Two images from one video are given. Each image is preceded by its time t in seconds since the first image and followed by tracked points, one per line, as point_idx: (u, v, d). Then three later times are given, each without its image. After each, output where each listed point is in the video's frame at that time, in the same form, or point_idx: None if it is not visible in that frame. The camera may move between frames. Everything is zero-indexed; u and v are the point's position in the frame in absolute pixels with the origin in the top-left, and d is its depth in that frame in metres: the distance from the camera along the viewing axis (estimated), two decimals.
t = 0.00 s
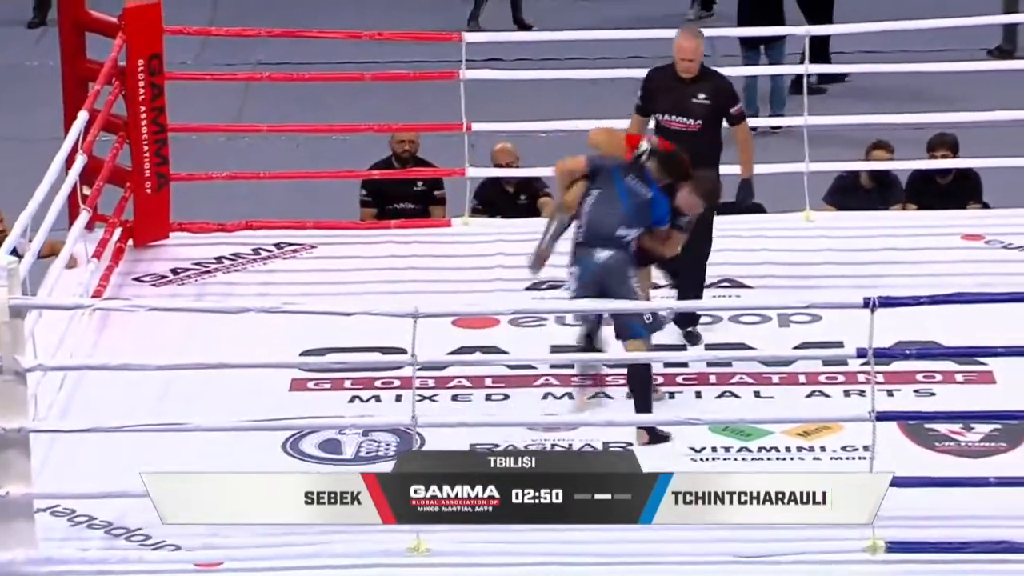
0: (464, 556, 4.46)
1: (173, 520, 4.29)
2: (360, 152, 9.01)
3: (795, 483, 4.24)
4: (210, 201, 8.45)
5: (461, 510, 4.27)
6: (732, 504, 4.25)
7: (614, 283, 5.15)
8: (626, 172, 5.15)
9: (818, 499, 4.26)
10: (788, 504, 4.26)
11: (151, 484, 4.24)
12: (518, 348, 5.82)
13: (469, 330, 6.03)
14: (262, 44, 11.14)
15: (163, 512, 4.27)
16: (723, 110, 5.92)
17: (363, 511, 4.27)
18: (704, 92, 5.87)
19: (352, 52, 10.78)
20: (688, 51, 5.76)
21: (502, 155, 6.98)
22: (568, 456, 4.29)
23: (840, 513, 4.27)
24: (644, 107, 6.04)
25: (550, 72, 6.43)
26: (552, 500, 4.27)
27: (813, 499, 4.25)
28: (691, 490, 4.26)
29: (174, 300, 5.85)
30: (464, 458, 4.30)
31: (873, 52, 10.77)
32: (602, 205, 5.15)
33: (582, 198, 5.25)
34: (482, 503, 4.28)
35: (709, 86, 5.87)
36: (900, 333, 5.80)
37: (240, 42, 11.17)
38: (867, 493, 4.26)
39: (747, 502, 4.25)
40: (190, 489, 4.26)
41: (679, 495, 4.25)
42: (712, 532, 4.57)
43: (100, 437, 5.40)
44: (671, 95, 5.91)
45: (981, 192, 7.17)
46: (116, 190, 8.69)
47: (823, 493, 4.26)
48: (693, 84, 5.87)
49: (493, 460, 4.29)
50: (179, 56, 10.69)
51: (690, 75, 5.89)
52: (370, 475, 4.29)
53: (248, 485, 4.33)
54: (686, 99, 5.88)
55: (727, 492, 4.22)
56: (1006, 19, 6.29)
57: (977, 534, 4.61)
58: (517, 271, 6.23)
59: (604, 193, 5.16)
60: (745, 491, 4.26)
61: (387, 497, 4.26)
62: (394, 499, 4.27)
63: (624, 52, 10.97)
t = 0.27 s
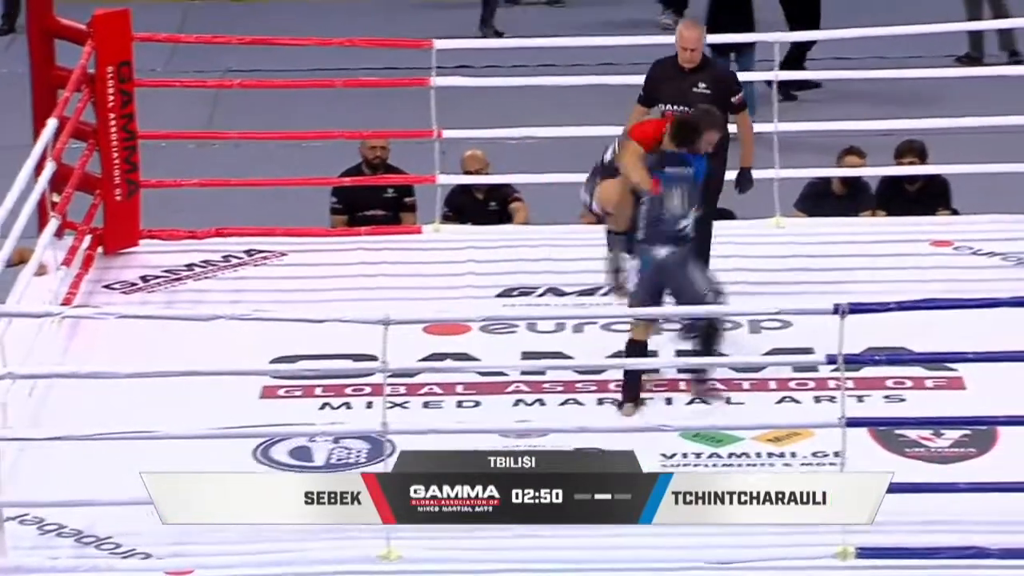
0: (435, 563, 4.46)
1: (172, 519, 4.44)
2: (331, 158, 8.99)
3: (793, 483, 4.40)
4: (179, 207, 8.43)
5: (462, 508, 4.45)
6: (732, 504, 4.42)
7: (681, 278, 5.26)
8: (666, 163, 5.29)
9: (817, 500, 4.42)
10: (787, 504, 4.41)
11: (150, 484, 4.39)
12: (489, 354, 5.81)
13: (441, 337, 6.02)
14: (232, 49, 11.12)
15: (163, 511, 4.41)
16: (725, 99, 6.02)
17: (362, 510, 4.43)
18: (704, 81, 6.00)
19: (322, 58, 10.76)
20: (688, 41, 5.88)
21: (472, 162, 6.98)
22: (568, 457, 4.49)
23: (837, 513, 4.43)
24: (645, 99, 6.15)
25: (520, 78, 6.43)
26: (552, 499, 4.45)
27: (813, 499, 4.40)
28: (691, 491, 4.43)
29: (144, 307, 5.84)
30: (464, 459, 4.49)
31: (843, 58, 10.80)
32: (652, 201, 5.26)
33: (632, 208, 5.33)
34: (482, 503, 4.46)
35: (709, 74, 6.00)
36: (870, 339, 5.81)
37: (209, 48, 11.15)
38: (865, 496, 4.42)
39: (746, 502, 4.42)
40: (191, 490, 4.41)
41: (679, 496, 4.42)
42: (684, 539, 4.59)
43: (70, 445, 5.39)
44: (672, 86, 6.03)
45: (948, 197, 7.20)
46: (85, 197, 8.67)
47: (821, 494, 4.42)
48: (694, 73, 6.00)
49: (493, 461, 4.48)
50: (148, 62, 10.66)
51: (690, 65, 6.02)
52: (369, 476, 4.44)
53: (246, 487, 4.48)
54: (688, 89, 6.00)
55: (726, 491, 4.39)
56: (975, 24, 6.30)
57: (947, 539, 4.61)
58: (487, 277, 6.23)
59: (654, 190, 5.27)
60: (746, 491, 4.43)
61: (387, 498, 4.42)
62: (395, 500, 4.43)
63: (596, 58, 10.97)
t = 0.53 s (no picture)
0: (406, 569, 4.45)
1: (173, 520, 4.38)
2: (302, 163, 8.99)
3: (794, 483, 4.33)
4: (150, 213, 8.42)
5: (461, 509, 4.35)
6: (733, 504, 4.35)
7: (717, 270, 5.44)
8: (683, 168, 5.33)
9: (818, 500, 4.34)
10: (788, 504, 4.34)
11: (151, 482, 4.36)
12: (460, 360, 5.82)
13: (412, 343, 6.02)
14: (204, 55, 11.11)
15: (162, 512, 4.36)
16: (732, 103, 6.04)
17: (363, 511, 4.34)
18: (715, 82, 6.02)
19: (294, 64, 10.76)
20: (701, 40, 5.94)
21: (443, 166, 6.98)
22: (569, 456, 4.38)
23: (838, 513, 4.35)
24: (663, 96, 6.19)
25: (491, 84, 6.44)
26: (552, 500, 4.35)
27: (815, 499, 4.32)
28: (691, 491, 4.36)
29: (114, 313, 5.82)
30: (464, 459, 4.39)
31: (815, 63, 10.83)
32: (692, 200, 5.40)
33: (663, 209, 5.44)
34: (482, 503, 4.36)
35: (720, 75, 6.02)
36: (840, 344, 5.82)
37: (181, 54, 11.14)
38: (866, 495, 4.35)
39: (747, 502, 4.35)
40: (189, 491, 4.35)
41: (679, 495, 4.35)
42: (655, 544, 4.59)
43: (40, 452, 5.37)
44: (688, 85, 6.07)
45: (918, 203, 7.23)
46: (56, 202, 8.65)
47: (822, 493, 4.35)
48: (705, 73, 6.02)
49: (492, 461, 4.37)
50: (119, 68, 10.65)
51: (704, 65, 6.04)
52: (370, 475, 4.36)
53: (248, 487, 4.41)
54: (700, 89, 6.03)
55: (727, 491, 4.33)
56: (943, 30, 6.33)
57: (917, 544, 4.62)
58: (458, 283, 6.23)
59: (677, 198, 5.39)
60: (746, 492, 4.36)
61: (387, 498, 4.34)
62: (394, 500, 4.35)
63: (569, 63, 10.99)
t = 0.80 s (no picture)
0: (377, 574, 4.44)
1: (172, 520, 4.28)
2: (273, 168, 8.97)
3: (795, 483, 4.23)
4: (120, 219, 8.40)
5: (461, 509, 4.26)
6: (733, 505, 4.25)
7: (689, 266, 5.55)
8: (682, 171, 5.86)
9: (817, 500, 4.25)
10: (788, 504, 4.25)
11: (151, 482, 4.26)
12: (432, 365, 5.81)
13: (383, 348, 6.01)
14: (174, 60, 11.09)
15: (162, 513, 4.27)
16: (758, 93, 6.00)
17: (362, 511, 4.25)
18: (741, 72, 6.02)
19: (264, 69, 10.74)
20: (731, 31, 5.98)
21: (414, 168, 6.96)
22: (570, 456, 4.28)
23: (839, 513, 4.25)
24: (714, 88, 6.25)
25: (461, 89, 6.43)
26: (552, 500, 4.25)
27: (814, 499, 4.23)
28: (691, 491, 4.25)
29: (83, 318, 5.80)
30: (464, 458, 4.29)
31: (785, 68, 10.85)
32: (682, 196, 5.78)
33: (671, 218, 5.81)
34: (482, 503, 4.27)
35: (746, 65, 6.01)
36: (811, 347, 5.83)
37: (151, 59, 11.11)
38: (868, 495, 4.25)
39: (748, 502, 4.25)
40: (189, 491, 4.25)
41: (679, 495, 4.24)
42: (627, 548, 4.58)
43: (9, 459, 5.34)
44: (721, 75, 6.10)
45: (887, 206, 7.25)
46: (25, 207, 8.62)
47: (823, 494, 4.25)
48: (732, 63, 6.03)
49: (492, 460, 4.28)
50: (89, 72, 10.62)
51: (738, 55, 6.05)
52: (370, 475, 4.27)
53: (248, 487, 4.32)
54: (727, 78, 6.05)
55: (728, 491, 4.23)
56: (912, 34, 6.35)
57: (889, 547, 4.61)
58: (429, 288, 6.22)
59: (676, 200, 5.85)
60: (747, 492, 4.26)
61: (387, 499, 4.24)
62: (394, 500, 4.25)
63: (540, 68, 10.99)
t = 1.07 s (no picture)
0: None
1: (173, 520, 4.21)
2: (243, 170, 8.94)
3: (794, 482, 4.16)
4: (90, 221, 8.37)
5: (461, 509, 4.19)
6: (733, 504, 4.18)
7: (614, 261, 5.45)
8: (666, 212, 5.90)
9: (818, 500, 4.17)
10: (788, 504, 4.17)
11: (151, 485, 4.19)
12: (405, 367, 5.79)
13: (355, 350, 5.99)
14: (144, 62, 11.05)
15: (163, 513, 4.19)
16: (785, 86, 6.05)
17: (362, 511, 4.19)
18: (765, 67, 6.05)
19: (234, 71, 10.70)
20: (751, 25, 5.98)
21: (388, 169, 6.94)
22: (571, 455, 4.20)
23: (839, 514, 4.17)
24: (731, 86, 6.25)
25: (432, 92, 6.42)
26: (552, 499, 4.18)
27: (814, 499, 4.15)
28: (691, 490, 4.19)
29: (52, 321, 5.76)
30: (465, 457, 4.22)
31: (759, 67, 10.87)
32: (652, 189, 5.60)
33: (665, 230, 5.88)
34: (482, 503, 4.20)
35: (769, 60, 6.04)
36: (784, 349, 5.82)
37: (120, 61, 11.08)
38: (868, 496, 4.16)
39: (748, 502, 4.18)
40: (191, 491, 4.18)
41: (679, 495, 4.18)
42: (601, 551, 4.56)
43: None
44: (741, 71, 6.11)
45: (860, 206, 7.27)
46: None
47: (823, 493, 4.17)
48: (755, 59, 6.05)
49: (493, 460, 4.21)
50: (58, 75, 10.57)
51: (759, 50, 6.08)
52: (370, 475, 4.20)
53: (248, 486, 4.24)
54: (750, 74, 6.07)
55: (727, 491, 4.16)
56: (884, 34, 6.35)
57: (865, 549, 4.60)
58: (401, 290, 6.20)
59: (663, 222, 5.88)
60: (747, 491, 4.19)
61: (387, 500, 4.18)
62: (394, 500, 4.18)
63: (511, 69, 10.98)
